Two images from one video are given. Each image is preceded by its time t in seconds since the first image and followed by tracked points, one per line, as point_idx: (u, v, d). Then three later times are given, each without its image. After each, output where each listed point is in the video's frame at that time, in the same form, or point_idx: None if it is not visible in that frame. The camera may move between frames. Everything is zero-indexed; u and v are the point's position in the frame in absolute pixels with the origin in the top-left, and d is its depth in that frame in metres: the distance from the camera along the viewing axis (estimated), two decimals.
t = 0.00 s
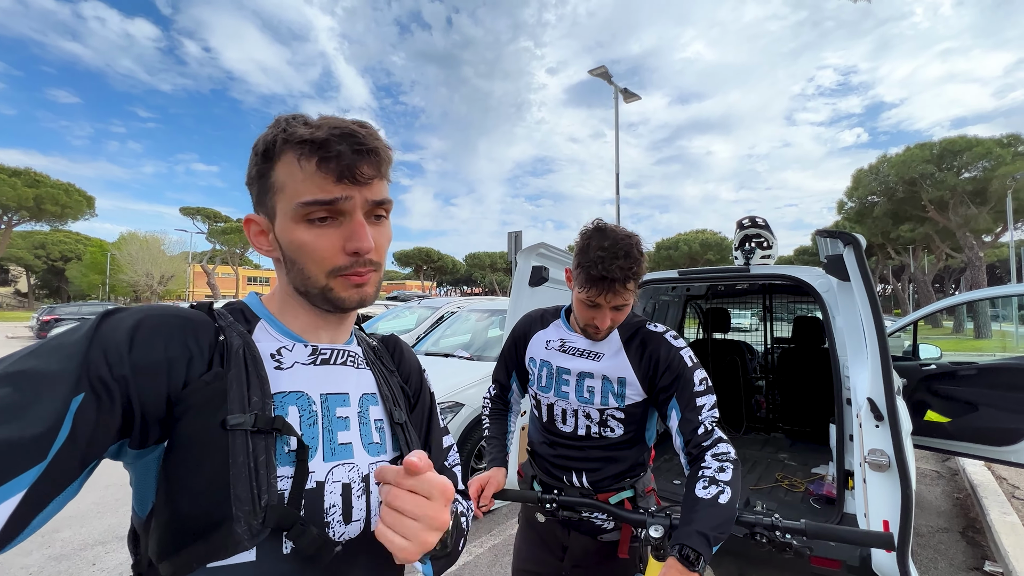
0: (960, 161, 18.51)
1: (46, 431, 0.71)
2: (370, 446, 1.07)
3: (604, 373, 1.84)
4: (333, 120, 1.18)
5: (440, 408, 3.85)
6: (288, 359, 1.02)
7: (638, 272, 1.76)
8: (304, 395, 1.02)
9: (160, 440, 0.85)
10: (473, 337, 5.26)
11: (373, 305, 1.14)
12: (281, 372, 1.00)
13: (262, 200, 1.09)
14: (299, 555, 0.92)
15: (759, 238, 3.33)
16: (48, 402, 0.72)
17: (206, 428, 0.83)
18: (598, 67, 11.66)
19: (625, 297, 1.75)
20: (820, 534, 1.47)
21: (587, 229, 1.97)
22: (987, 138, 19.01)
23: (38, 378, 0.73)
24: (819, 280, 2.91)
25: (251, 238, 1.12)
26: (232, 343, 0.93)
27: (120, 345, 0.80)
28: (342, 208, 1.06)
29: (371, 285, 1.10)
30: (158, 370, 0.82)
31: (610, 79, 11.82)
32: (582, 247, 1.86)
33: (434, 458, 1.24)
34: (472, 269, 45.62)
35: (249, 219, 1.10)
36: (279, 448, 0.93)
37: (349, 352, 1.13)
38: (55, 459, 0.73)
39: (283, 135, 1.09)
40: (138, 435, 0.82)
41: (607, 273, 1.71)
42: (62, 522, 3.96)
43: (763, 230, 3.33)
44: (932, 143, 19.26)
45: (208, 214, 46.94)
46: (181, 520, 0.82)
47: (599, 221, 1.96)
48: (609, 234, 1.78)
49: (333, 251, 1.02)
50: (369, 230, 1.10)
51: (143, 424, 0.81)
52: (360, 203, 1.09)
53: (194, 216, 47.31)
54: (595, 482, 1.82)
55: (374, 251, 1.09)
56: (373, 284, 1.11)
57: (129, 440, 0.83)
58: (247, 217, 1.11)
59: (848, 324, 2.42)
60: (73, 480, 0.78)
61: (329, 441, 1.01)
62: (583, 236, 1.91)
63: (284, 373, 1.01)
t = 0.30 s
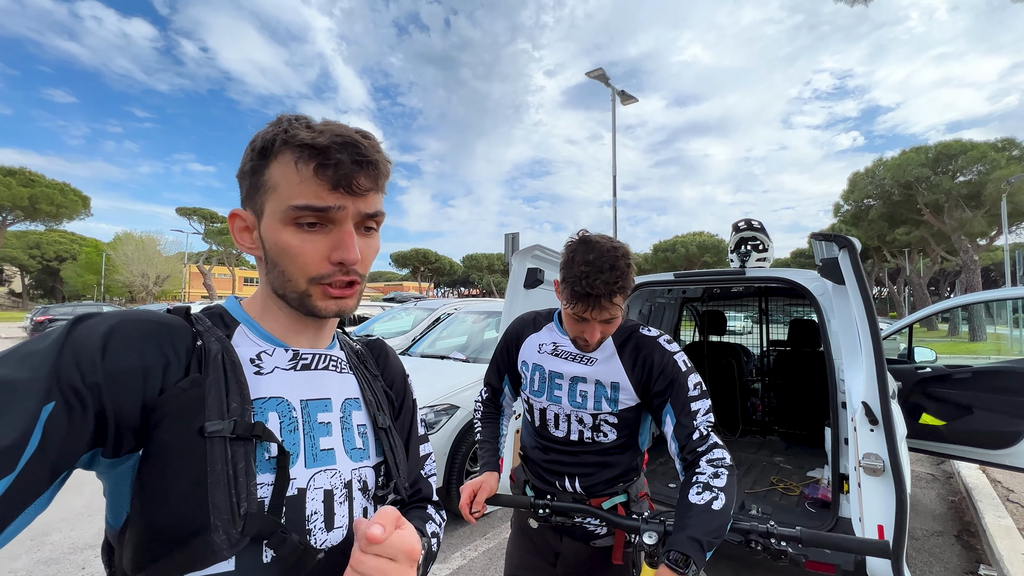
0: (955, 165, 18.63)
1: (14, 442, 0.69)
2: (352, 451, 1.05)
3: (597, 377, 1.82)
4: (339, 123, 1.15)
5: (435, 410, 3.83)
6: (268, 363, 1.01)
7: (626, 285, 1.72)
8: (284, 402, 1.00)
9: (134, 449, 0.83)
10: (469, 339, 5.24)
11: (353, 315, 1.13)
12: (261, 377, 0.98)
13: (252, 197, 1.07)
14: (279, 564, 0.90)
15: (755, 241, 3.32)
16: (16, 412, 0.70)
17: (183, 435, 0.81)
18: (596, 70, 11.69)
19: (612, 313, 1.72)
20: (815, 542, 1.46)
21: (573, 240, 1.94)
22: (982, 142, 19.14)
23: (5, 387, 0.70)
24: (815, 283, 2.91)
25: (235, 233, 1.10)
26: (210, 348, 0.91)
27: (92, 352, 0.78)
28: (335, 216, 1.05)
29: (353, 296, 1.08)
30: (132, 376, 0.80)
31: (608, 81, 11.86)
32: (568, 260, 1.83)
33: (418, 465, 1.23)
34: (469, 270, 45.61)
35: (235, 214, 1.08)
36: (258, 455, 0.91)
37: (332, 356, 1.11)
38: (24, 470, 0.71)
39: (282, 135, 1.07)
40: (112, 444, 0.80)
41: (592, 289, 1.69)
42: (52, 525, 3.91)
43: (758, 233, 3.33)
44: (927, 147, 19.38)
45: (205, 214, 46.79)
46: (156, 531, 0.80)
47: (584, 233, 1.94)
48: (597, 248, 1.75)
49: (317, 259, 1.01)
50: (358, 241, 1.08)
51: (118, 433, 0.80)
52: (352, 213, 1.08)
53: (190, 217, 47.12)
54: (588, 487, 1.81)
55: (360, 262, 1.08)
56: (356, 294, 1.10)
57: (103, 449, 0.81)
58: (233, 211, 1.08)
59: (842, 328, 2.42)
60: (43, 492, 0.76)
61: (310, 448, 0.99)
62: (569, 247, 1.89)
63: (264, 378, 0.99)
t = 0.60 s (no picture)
0: (953, 167, 18.68)
1: None
2: (337, 455, 1.06)
3: (595, 380, 1.81)
4: (383, 147, 1.12)
5: (433, 412, 3.81)
6: (250, 365, 1.00)
7: (620, 299, 1.70)
8: (266, 404, 0.99)
9: (109, 454, 0.82)
10: (467, 340, 5.23)
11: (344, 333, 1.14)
12: (242, 379, 0.98)
13: (276, 200, 1.02)
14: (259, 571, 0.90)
15: (753, 242, 3.31)
16: None
17: (159, 441, 0.80)
18: (596, 71, 11.71)
19: (606, 328, 1.70)
20: (811, 545, 1.44)
21: (564, 251, 1.92)
22: (980, 145, 19.18)
23: None
24: (814, 285, 2.89)
25: (242, 223, 1.05)
26: (190, 350, 0.89)
27: (62, 355, 0.75)
28: (362, 250, 1.04)
29: (353, 322, 1.09)
30: (106, 380, 0.78)
31: (607, 82, 11.86)
32: (562, 273, 1.82)
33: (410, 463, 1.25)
34: (468, 271, 45.58)
35: (249, 206, 1.03)
36: (239, 460, 0.90)
37: (318, 357, 1.11)
38: None
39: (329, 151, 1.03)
40: (85, 449, 0.79)
41: (584, 304, 1.67)
42: (46, 526, 3.88)
43: (757, 235, 3.31)
44: (926, 150, 19.43)
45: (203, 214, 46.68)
46: (131, 539, 0.79)
47: (576, 244, 1.92)
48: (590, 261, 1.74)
49: (333, 289, 1.01)
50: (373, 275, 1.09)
51: (90, 438, 0.78)
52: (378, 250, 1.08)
53: (189, 217, 47.04)
54: (584, 491, 1.79)
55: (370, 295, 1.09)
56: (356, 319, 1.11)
57: (76, 454, 0.79)
58: (249, 204, 1.03)
59: (841, 330, 2.40)
60: (13, 498, 0.74)
61: (293, 451, 0.99)
62: (560, 259, 1.87)
63: (245, 380, 0.98)
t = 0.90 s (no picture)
0: (956, 168, 18.64)
1: None
2: (334, 437, 1.07)
3: (592, 371, 1.82)
4: (413, 158, 1.13)
5: (433, 408, 3.82)
6: (249, 347, 1.01)
7: (614, 286, 1.71)
8: (264, 385, 1.01)
9: (108, 430, 0.83)
10: (467, 338, 5.23)
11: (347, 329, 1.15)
12: (240, 360, 0.99)
13: (301, 198, 1.02)
14: (256, 548, 0.92)
15: (753, 239, 3.31)
16: None
17: (157, 418, 0.81)
18: (597, 70, 11.71)
19: (600, 312, 1.70)
20: (803, 532, 1.45)
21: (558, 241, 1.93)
22: (983, 146, 19.14)
23: None
24: (813, 281, 2.89)
25: (261, 213, 1.04)
26: (188, 330, 0.91)
27: (62, 332, 0.76)
28: (381, 260, 1.05)
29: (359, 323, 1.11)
30: (105, 357, 0.79)
31: (608, 81, 11.87)
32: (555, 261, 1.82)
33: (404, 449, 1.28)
34: (469, 271, 45.59)
35: (271, 198, 1.02)
36: (238, 439, 0.92)
37: (315, 341, 1.13)
38: None
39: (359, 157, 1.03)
40: (84, 425, 0.79)
41: (576, 289, 1.67)
42: (48, 521, 3.89)
43: (757, 232, 3.31)
44: (928, 150, 19.39)
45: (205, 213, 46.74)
46: (129, 515, 0.80)
47: (570, 233, 1.93)
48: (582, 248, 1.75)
49: (347, 294, 1.02)
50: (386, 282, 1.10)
51: (89, 414, 0.79)
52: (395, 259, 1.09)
53: (191, 216, 47.12)
54: (582, 481, 1.80)
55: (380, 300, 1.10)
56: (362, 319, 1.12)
57: (74, 429, 0.80)
58: (271, 196, 1.02)
59: (840, 325, 2.41)
60: (12, 471, 0.75)
61: (291, 432, 1.01)
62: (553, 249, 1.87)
63: (244, 361, 1.00)
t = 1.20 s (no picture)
0: (960, 168, 18.56)
1: None
2: (337, 430, 1.08)
3: (593, 366, 1.82)
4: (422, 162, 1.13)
5: (435, 407, 3.82)
6: (252, 340, 1.02)
7: (604, 233, 1.84)
8: (268, 377, 1.01)
9: (111, 422, 0.83)
10: (469, 337, 5.24)
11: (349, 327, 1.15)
12: (244, 353, 0.99)
13: (310, 197, 1.01)
14: (260, 540, 0.92)
15: (756, 238, 3.30)
16: None
17: (160, 410, 0.81)
18: (600, 70, 11.71)
19: (592, 253, 1.80)
20: (803, 528, 1.46)
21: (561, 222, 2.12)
22: (988, 145, 19.05)
23: None
24: (816, 281, 2.88)
25: (268, 211, 1.03)
26: (191, 323, 0.91)
27: (65, 324, 0.77)
28: (387, 262, 1.06)
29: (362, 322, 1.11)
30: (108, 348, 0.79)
31: (611, 81, 11.87)
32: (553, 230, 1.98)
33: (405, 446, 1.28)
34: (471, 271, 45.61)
35: (279, 197, 1.02)
36: (241, 431, 0.93)
37: (319, 335, 1.13)
38: None
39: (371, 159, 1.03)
40: (87, 416, 0.80)
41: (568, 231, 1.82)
42: (52, 517, 3.91)
43: (760, 231, 3.30)
44: (932, 151, 19.32)
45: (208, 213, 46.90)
46: (132, 506, 0.80)
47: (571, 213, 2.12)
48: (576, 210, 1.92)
49: (352, 294, 1.02)
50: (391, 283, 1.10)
51: (92, 405, 0.79)
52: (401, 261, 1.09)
53: (194, 215, 47.31)
54: (583, 478, 1.79)
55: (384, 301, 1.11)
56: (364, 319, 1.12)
57: (78, 420, 0.80)
58: (279, 194, 1.02)
59: (843, 325, 2.40)
60: (16, 463, 0.75)
61: (294, 425, 1.01)
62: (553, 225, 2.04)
63: (248, 354, 1.00)
